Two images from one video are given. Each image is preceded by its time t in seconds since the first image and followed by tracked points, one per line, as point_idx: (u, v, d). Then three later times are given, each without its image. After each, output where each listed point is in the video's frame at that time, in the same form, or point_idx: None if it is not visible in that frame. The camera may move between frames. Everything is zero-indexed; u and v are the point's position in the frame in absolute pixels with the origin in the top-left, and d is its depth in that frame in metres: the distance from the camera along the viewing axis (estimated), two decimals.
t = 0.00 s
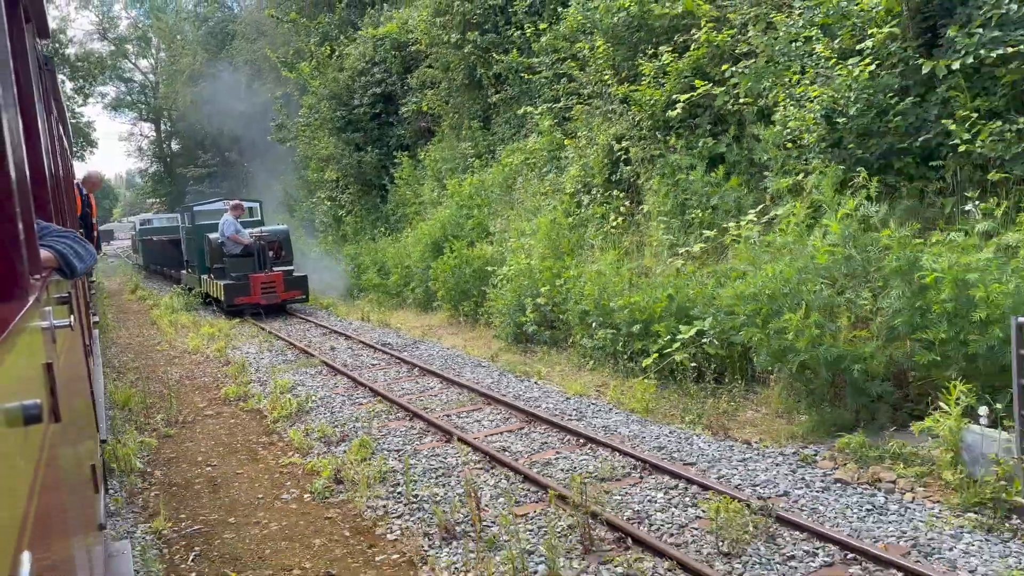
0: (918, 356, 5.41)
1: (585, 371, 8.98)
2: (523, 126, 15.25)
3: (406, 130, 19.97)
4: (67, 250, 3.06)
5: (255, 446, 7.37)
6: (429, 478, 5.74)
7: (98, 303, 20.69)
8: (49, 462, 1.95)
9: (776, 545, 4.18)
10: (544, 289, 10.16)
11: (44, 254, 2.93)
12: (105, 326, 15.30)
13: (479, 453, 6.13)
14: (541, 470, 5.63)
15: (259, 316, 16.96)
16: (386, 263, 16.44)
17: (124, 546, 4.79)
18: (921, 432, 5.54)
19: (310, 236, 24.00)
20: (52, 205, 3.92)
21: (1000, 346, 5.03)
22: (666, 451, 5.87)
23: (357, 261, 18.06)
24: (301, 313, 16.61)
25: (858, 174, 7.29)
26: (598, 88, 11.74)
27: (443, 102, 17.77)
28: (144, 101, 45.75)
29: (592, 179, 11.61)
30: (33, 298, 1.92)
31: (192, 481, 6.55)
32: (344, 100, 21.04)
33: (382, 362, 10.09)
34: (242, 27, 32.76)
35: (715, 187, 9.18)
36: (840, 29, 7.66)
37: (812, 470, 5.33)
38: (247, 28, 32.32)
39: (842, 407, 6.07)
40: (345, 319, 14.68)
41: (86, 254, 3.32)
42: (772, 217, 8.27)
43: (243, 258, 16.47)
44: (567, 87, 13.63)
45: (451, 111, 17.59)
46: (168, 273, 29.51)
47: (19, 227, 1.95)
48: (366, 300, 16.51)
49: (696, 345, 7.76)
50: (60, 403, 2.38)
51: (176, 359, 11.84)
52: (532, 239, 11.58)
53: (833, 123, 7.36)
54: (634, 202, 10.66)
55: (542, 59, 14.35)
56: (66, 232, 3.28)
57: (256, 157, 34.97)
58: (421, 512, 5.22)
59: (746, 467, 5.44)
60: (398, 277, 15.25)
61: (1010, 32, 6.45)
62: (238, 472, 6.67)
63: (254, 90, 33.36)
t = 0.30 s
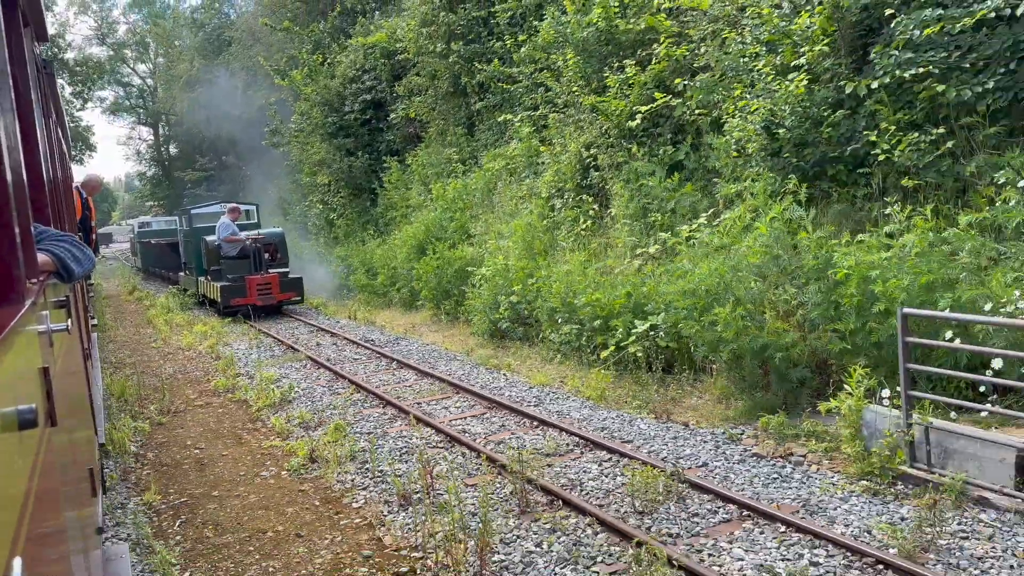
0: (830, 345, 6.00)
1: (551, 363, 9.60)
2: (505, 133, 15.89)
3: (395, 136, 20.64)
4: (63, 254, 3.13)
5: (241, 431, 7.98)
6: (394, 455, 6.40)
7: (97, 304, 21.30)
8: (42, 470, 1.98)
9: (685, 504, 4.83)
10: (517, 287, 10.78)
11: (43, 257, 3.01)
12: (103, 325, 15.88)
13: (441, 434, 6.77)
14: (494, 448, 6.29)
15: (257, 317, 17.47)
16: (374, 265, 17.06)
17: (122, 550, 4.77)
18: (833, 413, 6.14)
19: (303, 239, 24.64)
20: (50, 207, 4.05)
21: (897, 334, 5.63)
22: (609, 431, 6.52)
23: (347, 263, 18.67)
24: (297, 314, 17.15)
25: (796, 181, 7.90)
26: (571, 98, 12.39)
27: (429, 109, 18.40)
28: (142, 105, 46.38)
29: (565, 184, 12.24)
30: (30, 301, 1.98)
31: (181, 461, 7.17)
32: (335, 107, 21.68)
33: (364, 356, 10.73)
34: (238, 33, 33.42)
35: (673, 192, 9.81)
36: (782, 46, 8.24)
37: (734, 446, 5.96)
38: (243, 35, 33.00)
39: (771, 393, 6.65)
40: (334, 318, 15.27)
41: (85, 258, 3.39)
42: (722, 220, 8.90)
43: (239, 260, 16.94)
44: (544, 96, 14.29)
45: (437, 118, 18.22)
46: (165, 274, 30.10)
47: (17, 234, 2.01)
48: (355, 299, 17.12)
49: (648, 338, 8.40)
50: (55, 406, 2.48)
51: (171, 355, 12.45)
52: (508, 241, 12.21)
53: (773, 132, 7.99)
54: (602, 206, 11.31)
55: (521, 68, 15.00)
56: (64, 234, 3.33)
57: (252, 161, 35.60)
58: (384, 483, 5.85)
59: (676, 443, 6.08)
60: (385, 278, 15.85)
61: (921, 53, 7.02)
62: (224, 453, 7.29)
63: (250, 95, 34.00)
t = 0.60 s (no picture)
0: (759, 336, 6.63)
1: (522, 357, 10.21)
2: (487, 140, 16.54)
3: (385, 142, 21.28)
4: (64, 259, 3.10)
5: (229, 420, 8.60)
6: (366, 437, 7.04)
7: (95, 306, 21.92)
8: (46, 479, 2.02)
9: (615, 474, 5.48)
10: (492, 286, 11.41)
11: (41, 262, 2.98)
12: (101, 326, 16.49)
13: (410, 420, 7.39)
14: (457, 431, 6.91)
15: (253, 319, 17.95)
16: (362, 267, 17.69)
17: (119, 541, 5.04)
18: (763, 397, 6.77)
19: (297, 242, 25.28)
20: (48, 211, 4.00)
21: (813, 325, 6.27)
22: (563, 416, 7.14)
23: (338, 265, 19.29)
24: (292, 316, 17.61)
25: (742, 187, 8.53)
26: (546, 107, 13.02)
27: (416, 116, 19.02)
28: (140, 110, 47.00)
29: (540, 189, 12.87)
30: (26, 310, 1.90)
31: (173, 447, 7.79)
32: (327, 114, 22.30)
33: (348, 352, 11.35)
34: (233, 41, 34.05)
35: (636, 197, 10.45)
36: (731, 62, 8.87)
37: (672, 427, 6.59)
38: (238, 42, 33.63)
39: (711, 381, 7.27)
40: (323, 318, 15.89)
41: (84, 263, 3.34)
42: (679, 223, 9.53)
43: (236, 263, 17.34)
44: (523, 104, 14.92)
45: (424, 125, 18.84)
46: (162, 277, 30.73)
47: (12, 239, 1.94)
48: (345, 300, 17.74)
49: (609, 333, 8.98)
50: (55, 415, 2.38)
51: (165, 353, 13.06)
52: (486, 244, 12.83)
53: (721, 142, 8.62)
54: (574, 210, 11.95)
55: (502, 78, 15.63)
56: (63, 240, 3.29)
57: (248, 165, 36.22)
58: (354, 462, 6.48)
59: (621, 425, 6.71)
60: (373, 279, 16.47)
61: (849, 70, 7.68)
62: (212, 439, 7.91)
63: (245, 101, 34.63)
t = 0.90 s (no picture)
0: (700, 330, 7.26)
1: (497, 354, 10.85)
2: (472, 148, 17.18)
3: (376, 150, 21.93)
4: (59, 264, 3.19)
5: (218, 412, 9.23)
6: (342, 425, 7.68)
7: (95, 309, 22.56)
8: (39, 484, 2.09)
9: (561, 453, 6.12)
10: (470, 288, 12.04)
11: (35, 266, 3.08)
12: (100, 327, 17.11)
13: (384, 409, 8.03)
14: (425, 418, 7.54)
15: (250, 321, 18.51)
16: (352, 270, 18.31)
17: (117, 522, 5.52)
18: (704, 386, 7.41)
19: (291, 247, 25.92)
20: (44, 216, 4.16)
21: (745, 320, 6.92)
22: (523, 405, 7.78)
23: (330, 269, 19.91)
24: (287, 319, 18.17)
25: (696, 194, 9.17)
26: (524, 117, 13.67)
27: (405, 124, 19.67)
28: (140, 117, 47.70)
29: (518, 196, 13.51)
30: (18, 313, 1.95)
31: (166, 436, 8.41)
32: (320, 122, 22.94)
33: (333, 351, 11.97)
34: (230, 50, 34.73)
35: (604, 203, 11.09)
36: (687, 77, 9.52)
37: (621, 413, 7.23)
38: (236, 50, 34.32)
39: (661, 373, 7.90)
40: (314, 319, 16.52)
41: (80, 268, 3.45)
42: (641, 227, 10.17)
43: (233, 268, 17.80)
44: (504, 114, 15.57)
45: (412, 133, 19.48)
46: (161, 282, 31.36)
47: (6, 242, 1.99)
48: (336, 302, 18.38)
49: (574, 330, 9.61)
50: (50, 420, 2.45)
51: (161, 352, 13.68)
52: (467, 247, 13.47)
53: (677, 152, 9.25)
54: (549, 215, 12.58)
55: (485, 88, 16.27)
56: (59, 246, 3.40)
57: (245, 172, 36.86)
58: (330, 446, 7.11)
59: (575, 412, 7.34)
60: (362, 281, 17.09)
61: (788, 86, 8.31)
62: (202, 428, 8.54)
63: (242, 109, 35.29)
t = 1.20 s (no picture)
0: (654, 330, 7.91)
1: (477, 353, 11.49)
2: (461, 157, 17.85)
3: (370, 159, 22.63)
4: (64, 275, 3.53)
5: (212, 406, 9.86)
6: (325, 417, 8.32)
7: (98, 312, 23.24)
8: (43, 486, 2.22)
9: (519, 439, 6.76)
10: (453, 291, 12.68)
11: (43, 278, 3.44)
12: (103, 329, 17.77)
13: (364, 402, 8.66)
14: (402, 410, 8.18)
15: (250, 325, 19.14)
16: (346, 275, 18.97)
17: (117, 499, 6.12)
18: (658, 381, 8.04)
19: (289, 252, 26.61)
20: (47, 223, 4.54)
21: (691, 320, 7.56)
22: (493, 399, 8.40)
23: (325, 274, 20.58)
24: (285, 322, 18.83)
25: (659, 204, 9.81)
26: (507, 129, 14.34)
27: (397, 134, 20.35)
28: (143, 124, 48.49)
29: (501, 204, 14.17)
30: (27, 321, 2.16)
31: (162, 427, 9.05)
32: (317, 131, 23.64)
33: (324, 351, 12.60)
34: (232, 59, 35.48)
35: (578, 212, 11.74)
36: (652, 95, 10.18)
37: (580, 406, 7.86)
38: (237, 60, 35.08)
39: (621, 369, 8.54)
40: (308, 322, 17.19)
41: (82, 277, 3.78)
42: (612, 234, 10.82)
43: (234, 273, 18.39)
44: (491, 126, 16.24)
45: (405, 143, 20.17)
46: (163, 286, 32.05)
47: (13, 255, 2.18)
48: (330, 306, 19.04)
49: (547, 331, 10.25)
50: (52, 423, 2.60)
51: (161, 352, 14.33)
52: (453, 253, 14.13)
53: (642, 164, 9.90)
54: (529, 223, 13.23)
55: (473, 101, 16.95)
56: (63, 255, 3.75)
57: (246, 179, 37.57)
58: (313, 435, 7.74)
59: (539, 405, 7.96)
60: (355, 286, 17.74)
61: (739, 104, 8.98)
62: (197, 421, 9.18)
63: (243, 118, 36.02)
